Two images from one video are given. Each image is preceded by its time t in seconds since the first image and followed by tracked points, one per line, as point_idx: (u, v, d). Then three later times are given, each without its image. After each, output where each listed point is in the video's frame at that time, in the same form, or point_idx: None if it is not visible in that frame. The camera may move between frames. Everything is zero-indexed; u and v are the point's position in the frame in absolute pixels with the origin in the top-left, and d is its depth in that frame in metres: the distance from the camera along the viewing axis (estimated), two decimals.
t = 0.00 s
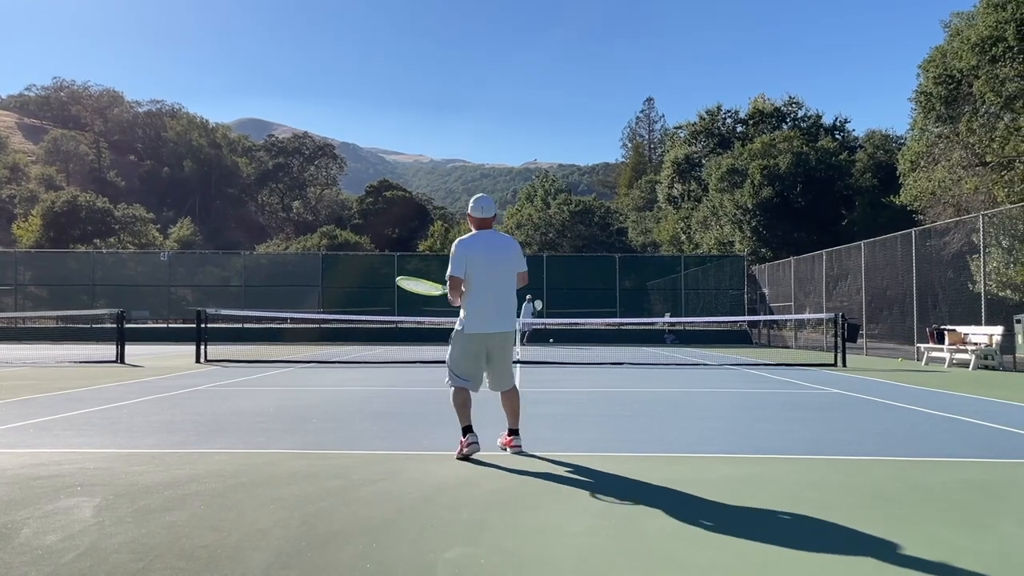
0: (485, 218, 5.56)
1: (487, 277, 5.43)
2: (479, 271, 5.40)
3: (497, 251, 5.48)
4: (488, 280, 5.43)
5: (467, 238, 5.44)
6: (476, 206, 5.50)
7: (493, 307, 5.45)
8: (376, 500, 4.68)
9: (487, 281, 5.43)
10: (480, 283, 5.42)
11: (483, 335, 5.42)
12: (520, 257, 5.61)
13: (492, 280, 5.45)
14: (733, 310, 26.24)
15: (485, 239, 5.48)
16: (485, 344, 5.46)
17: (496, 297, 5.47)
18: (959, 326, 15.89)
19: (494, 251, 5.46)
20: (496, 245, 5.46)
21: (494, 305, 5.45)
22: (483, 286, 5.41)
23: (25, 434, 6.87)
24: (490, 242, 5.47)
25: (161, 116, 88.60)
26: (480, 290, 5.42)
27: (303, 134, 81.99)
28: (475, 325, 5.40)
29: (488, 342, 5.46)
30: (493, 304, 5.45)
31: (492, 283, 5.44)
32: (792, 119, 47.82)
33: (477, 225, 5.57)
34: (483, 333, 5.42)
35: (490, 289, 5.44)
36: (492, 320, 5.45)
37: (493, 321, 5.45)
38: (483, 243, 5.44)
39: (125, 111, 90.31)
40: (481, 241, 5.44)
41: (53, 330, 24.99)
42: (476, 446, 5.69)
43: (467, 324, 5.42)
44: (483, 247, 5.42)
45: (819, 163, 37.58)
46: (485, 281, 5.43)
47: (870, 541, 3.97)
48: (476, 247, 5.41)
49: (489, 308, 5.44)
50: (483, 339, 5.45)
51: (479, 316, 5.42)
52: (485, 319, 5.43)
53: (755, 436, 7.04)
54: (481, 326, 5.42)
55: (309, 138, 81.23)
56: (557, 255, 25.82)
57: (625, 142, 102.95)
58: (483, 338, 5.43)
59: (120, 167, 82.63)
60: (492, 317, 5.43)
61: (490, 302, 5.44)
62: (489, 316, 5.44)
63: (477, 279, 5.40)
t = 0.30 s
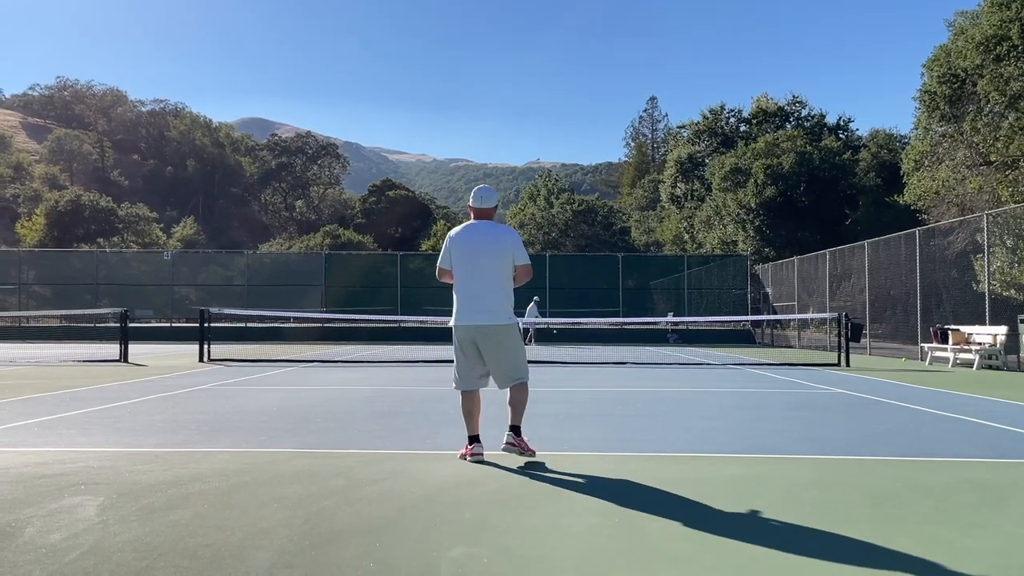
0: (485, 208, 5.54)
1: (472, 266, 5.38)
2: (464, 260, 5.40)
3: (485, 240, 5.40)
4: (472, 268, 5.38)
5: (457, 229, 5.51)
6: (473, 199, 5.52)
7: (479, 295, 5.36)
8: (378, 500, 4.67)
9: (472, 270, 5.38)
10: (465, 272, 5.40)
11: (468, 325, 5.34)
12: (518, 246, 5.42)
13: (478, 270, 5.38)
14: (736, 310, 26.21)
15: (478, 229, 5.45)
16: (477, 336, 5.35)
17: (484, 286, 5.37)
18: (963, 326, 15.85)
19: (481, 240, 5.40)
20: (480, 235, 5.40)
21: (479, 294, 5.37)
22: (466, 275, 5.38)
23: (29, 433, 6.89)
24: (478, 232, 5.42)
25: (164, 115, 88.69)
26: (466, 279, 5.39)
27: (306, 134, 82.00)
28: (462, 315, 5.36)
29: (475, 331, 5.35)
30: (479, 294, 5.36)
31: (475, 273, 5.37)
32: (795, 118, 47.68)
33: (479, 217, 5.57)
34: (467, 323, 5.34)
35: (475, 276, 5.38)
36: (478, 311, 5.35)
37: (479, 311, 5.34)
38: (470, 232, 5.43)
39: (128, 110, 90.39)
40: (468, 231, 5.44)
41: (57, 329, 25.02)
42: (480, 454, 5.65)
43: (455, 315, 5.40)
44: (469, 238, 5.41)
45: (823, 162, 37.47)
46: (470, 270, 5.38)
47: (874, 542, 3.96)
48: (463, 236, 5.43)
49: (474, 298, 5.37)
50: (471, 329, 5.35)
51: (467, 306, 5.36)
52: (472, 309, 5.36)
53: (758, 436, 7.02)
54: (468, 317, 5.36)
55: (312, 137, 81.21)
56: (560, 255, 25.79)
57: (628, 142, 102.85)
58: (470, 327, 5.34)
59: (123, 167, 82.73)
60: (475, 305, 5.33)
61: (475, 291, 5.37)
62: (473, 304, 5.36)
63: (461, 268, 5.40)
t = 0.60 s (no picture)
0: (498, 209, 5.57)
1: (477, 266, 5.39)
2: (469, 258, 5.41)
3: (493, 242, 5.41)
4: (477, 268, 5.39)
5: (468, 229, 5.54)
6: (487, 200, 5.55)
7: (481, 294, 5.35)
8: (383, 498, 4.67)
9: (476, 270, 5.38)
10: (470, 271, 5.40)
11: (467, 323, 5.32)
12: (525, 250, 5.42)
13: (482, 269, 5.38)
14: (742, 308, 26.19)
15: (487, 231, 5.47)
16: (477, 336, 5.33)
17: (485, 287, 5.36)
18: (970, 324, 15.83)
19: (489, 241, 5.42)
20: (488, 236, 5.41)
21: (479, 293, 5.35)
22: (470, 273, 5.38)
23: (36, 430, 6.92)
24: (488, 234, 5.44)
25: (170, 115, 88.94)
26: (470, 278, 5.39)
27: (313, 133, 82.14)
28: (461, 312, 5.34)
29: (472, 330, 5.33)
30: (481, 293, 5.35)
31: (479, 274, 5.37)
32: (802, 117, 47.52)
33: (491, 219, 5.60)
34: (466, 320, 5.32)
35: (478, 276, 5.38)
36: (477, 309, 5.32)
37: (478, 309, 5.31)
38: (480, 233, 5.45)
39: (135, 109, 90.71)
40: (477, 231, 5.46)
41: (65, 327, 25.11)
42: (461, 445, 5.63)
43: (454, 312, 5.39)
44: (477, 239, 5.43)
45: (830, 161, 37.37)
46: (475, 270, 5.39)
47: (879, 542, 3.94)
48: (472, 236, 5.46)
49: (475, 297, 5.35)
50: (469, 327, 5.33)
51: (467, 303, 5.35)
52: (471, 306, 5.34)
53: (765, 435, 7.01)
54: (467, 315, 5.33)
55: (318, 136, 81.31)
56: (566, 253, 25.78)
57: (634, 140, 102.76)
58: (468, 325, 5.32)
59: (131, 166, 83.02)
60: (476, 303, 5.31)
61: (477, 291, 5.35)
62: (473, 303, 5.34)
63: (466, 266, 5.40)
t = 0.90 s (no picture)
0: (469, 215, 5.54)
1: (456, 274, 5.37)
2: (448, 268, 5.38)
3: (468, 249, 5.39)
4: (455, 277, 5.37)
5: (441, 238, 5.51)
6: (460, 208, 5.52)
7: (463, 303, 5.34)
8: (391, 496, 4.68)
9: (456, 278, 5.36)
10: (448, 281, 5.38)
11: (449, 333, 5.32)
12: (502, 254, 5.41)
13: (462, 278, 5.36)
14: (752, 306, 26.15)
15: (462, 239, 5.45)
16: (460, 345, 5.34)
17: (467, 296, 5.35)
18: (981, 323, 15.75)
19: (464, 249, 5.39)
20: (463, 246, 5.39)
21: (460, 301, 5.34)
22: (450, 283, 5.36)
23: (48, 428, 6.95)
24: (464, 243, 5.42)
25: (181, 114, 89.27)
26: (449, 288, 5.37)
27: (323, 131, 82.29)
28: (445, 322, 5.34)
29: (457, 338, 5.32)
30: (463, 302, 5.34)
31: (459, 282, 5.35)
32: (813, 115, 47.27)
33: (463, 225, 5.57)
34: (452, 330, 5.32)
35: (459, 284, 5.36)
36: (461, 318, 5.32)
37: (462, 317, 5.32)
38: (454, 242, 5.42)
39: (145, 108, 91.07)
40: (452, 241, 5.43)
41: (76, 325, 25.23)
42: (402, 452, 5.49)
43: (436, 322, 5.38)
44: (454, 249, 5.40)
45: (840, 158, 37.22)
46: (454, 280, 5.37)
47: (889, 544, 3.92)
48: (447, 246, 5.43)
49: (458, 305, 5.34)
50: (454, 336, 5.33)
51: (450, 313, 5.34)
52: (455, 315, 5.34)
53: (774, 434, 7.00)
54: (449, 326, 5.33)
55: (328, 135, 81.41)
56: (575, 252, 25.77)
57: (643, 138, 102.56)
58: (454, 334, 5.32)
59: (141, 164, 83.34)
60: (459, 312, 5.30)
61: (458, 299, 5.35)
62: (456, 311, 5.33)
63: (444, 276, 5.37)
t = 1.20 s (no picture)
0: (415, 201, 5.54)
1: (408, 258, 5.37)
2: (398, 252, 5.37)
3: (419, 233, 5.41)
4: (408, 259, 5.36)
5: (388, 223, 5.48)
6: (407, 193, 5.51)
7: (417, 285, 5.34)
8: (402, 493, 4.68)
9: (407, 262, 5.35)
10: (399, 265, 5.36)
11: (405, 316, 5.28)
12: (450, 237, 5.45)
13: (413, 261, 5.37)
14: (764, 304, 26.09)
15: (409, 224, 5.45)
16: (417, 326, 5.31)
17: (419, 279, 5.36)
18: (997, 322, 15.64)
19: (414, 233, 5.41)
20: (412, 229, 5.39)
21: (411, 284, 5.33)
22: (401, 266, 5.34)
23: (63, 425, 7.00)
24: (412, 227, 5.43)
25: (193, 113, 89.66)
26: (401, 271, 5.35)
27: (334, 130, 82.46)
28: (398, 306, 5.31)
29: (412, 322, 5.29)
30: (415, 285, 5.33)
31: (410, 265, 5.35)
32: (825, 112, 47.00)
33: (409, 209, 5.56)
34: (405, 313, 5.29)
35: (411, 267, 5.36)
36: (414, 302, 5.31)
37: (416, 301, 5.31)
38: (403, 226, 5.42)
39: (159, 108, 91.51)
40: (401, 225, 5.42)
41: (90, 322, 25.38)
42: (416, 452, 5.49)
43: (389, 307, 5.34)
44: (403, 232, 5.40)
45: (854, 156, 37.02)
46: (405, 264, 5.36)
47: (900, 543, 3.89)
48: (396, 230, 5.43)
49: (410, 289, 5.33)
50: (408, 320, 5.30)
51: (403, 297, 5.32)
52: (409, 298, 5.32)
53: (787, 433, 6.98)
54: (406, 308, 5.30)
55: (340, 133, 81.52)
56: (586, 250, 25.73)
57: (654, 135, 102.31)
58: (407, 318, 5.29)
59: (154, 163, 83.74)
60: (412, 295, 5.29)
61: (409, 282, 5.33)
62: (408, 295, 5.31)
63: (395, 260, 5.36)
